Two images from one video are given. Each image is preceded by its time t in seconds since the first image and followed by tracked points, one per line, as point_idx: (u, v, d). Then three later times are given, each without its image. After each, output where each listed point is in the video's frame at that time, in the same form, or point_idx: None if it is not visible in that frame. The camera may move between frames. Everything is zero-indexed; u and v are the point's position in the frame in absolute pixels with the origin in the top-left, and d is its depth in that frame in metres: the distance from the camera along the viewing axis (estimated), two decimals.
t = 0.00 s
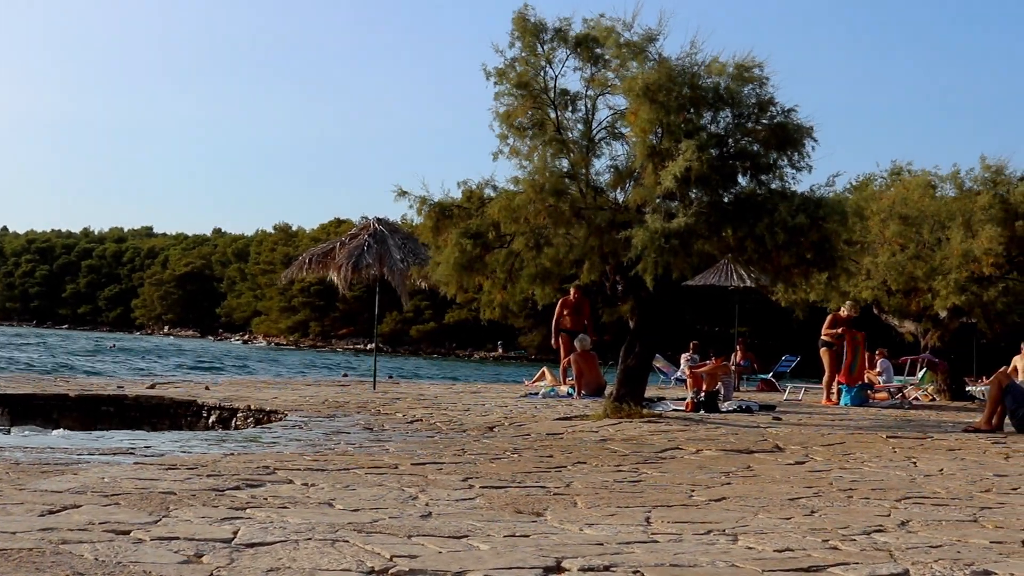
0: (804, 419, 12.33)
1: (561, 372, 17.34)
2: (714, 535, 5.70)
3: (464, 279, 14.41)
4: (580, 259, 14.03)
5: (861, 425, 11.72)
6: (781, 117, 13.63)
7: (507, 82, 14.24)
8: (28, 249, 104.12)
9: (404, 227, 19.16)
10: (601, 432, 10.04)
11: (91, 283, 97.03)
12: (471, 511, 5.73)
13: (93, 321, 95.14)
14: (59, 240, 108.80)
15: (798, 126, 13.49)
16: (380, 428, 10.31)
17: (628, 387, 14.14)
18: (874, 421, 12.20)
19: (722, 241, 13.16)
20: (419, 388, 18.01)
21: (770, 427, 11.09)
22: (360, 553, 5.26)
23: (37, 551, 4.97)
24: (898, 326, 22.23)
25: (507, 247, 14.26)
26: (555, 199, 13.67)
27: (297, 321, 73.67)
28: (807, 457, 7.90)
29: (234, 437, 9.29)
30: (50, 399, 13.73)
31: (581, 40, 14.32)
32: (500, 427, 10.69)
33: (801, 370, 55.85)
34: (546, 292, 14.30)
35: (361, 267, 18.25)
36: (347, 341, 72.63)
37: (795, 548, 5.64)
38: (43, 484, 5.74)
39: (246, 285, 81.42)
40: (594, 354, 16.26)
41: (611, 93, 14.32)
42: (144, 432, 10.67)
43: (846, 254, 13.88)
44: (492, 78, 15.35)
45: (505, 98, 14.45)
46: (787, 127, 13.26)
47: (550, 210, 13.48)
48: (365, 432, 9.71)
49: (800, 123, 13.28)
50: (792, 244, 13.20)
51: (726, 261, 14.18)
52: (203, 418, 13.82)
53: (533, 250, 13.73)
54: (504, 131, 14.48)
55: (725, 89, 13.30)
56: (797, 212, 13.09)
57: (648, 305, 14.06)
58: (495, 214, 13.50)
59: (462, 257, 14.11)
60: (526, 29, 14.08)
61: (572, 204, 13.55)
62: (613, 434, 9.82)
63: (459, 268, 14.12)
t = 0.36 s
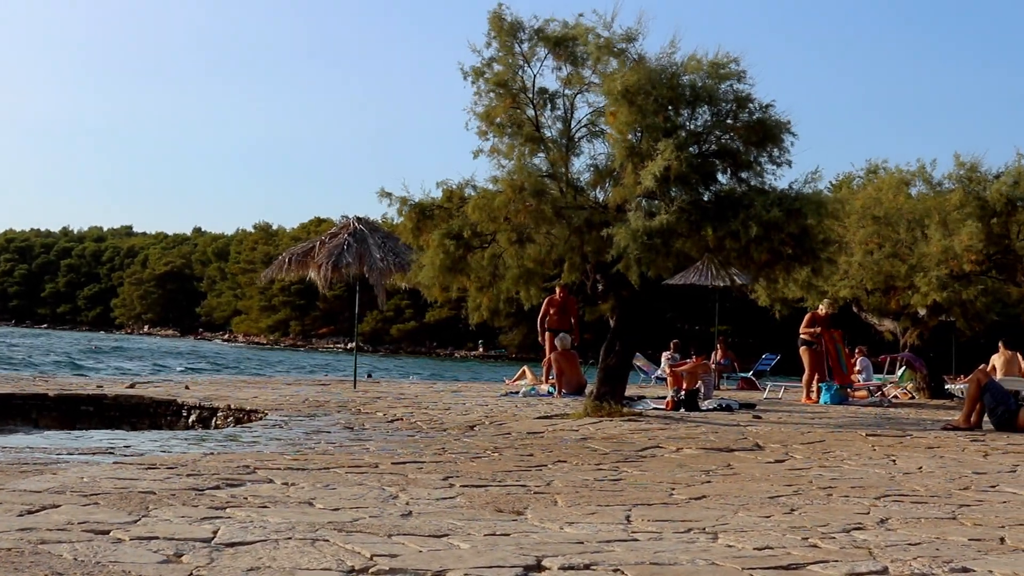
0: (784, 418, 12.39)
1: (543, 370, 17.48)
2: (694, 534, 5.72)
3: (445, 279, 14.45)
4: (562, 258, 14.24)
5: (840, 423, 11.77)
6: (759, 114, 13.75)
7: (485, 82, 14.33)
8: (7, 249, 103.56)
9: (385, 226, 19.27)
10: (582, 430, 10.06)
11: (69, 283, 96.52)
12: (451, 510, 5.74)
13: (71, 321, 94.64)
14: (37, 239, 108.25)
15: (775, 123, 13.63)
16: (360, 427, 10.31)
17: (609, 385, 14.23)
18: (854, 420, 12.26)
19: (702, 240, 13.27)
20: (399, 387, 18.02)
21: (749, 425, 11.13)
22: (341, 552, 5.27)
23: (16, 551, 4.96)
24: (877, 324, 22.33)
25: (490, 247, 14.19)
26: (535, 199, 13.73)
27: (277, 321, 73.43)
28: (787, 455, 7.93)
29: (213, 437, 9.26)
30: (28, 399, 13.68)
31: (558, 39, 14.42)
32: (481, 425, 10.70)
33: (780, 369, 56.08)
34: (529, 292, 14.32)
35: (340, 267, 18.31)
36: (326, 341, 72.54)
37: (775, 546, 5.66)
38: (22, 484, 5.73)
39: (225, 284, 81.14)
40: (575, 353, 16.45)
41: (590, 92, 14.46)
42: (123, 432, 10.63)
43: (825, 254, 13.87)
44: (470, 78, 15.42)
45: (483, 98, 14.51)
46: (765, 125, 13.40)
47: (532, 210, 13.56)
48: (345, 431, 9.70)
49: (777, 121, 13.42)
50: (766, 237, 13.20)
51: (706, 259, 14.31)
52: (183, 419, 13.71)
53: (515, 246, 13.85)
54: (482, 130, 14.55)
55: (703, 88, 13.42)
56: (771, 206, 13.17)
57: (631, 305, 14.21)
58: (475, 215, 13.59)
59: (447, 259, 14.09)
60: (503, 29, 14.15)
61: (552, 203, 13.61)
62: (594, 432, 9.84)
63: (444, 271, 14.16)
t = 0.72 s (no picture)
0: (766, 414, 12.45)
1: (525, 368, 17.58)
2: (677, 531, 5.73)
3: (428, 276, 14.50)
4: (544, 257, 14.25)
5: (822, 420, 11.82)
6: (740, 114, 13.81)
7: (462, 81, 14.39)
8: None
9: (367, 224, 19.45)
10: (564, 428, 10.09)
11: (51, 282, 96.19)
12: (434, 508, 5.75)
13: (53, 320, 94.31)
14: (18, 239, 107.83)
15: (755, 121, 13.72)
16: (343, 425, 10.32)
17: (592, 383, 14.21)
18: (836, 417, 12.33)
19: (683, 237, 13.24)
20: (382, 385, 18.06)
21: (731, 422, 11.17)
22: (323, 551, 5.27)
23: None
24: (859, 322, 22.83)
25: (471, 246, 14.42)
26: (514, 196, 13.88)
27: (259, 320, 73.33)
28: (769, 452, 7.97)
29: (196, 436, 9.26)
30: (10, 399, 13.65)
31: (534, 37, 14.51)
32: (464, 423, 10.72)
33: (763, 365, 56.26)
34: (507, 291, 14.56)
35: (322, 265, 18.41)
36: (309, 339, 72.49)
37: (757, 543, 5.68)
38: (3, 484, 5.72)
39: (207, 283, 80.99)
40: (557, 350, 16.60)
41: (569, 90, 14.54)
42: (106, 432, 10.61)
43: (807, 249, 13.86)
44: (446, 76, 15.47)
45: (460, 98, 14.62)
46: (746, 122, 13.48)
47: (507, 207, 13.74)
48: (328, 430, 9.71)
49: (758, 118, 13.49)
50: (751, 235, 13.25)
51: (687, 257, 14.35)
52: (165, 418, 13.76)
53: (496, 247, 13.99)
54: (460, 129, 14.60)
55: (684, 87, 13.49)
56: (756, 204, 13.22)
57: (613, 303, 14.22)
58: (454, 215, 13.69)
59: (430, 257, 14.21)
60: (475, 29, 14.19)
61: (530, 200, 13.75)
62: (577, 430, 9.87)
63: (428, 270, 14.25)
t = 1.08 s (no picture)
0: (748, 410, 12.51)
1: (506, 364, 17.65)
2: (659, 526, 5.75)
3: (410, 272, 14.49)
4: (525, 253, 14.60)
5: (805, 416, 11.87)
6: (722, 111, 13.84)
7: (444, 76, 14.38)
8: None
9: (349, 222, 19.58)
10: (547, 424, 10.11)
11: (33, 279, 95.83)
12: (417, 505, 5.76)
13: (35, 318, 93.96)
14: None
15: (737, 118, 13.78)
16: (325, 422, 10.33)
17: (574, 378, 14.38)
18: (819, 412, 12.41)
19: (666, 235, 13.55)
20: (366, 382, 18.08)
21: (714, 418, 11.21)
22: (306, 548, 5.28)
23: None
24: (841, 317, 22.90)
25: (453, 241, 14.52)
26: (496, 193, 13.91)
27: (242, 317, 73.25)
28: (751, 448, 8.01)
29: (179, 433, 9.27)
30: None
31: (516, 33, 14.49)
32: (446, 420, 10.73)
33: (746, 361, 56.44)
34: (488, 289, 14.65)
35: (305, 262, 18.51)
36: (292, 336, 72.43)
37: (740, 538, 5.70)
38: None
39: (189, 280, 80.81)
40: (540, 346, 16.73)
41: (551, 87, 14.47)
42: (87, 430, 10.59)
43: (788, 245, 14.01)
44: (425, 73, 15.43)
45: (441, 93, 14.55)
46: (727, 120, 13.57)
47: (493, 204, 13.82)
48: (310, 427, 9.72)
49: (739, 116, 13.54)
50: (731, 236, 13.35)
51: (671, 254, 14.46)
52: (148, 415, 13.75)
53: (478, 242, 14.17)
54: (441, 125, 14.62)
55: (665, 84, 13.52)
56: (737, 205, 13.31)
57: (594, 299, 14.43)
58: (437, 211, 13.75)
59: (413, 252, 14.35)
60: (458, 24, 14.21)
61: (515, 198, 13.89)
62: (560, 426, 9.90)
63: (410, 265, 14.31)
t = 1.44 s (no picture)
0: (729, 408, 12.56)
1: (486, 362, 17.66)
2: (641, 523, 5.77)
3: (390, 272, 14.46)
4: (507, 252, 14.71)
5: (787, 412, 11.91)
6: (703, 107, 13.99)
7: (429, 72, 14.42)
8: None
9: (330, 220, 19.57)
10: (528, 423, 10.14)
11: (13, 279, 95.48)
12: (398, 503, 5.77)
13: (16, 317, 93.59)
14: None
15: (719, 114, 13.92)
16: (307, 421, 10.33)
17: (555, 376, 14.44)
18: (800, 409, 12.49)
19: (647, 232, 13.42)
20: (347, 380, 18.10)
21: (695, 415, 11.24)
22: (287, 547, 5.28)
23: None
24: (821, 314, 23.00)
25: (434, 240, 14.52)
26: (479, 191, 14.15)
27: (223, 316, 73.10)
28: (732, 445, 8.06)
29: (159, 433, 9.27)
30: None
31: (502, 28, 14.56)
32: (427, 418, 10.74)
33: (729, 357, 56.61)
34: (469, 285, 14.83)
35: (287, 261, 18.52)
36: (273, 334, 72.31)
37: (721, 535, 5.72)
38: None
39: (170, 278, 80.61)
40: (520, 344, 16.71)
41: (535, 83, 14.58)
42: (65, 430, 10.55)
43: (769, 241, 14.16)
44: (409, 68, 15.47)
45: (427, 88, 14.63)
46: (709, 117, 13.72)
47: (468, 203, 13.99)
48: (291, 426, 9.73)
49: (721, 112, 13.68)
50: (713, 230, 13.52)
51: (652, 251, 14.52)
52: (129, 414, 13.71)
53: (460, 241, 14.18)
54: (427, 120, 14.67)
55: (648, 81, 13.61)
56: (718, 200, 13.40)
57: (575, 296, 14.52)
58: (419, 211, 13.90)
59: (391, 252, 14.24)
60: (447, 19, 14.29)
61: (494, 196, 14.07)
62: (542, 424, 9.94)
63: (389, 264, 14.33)
